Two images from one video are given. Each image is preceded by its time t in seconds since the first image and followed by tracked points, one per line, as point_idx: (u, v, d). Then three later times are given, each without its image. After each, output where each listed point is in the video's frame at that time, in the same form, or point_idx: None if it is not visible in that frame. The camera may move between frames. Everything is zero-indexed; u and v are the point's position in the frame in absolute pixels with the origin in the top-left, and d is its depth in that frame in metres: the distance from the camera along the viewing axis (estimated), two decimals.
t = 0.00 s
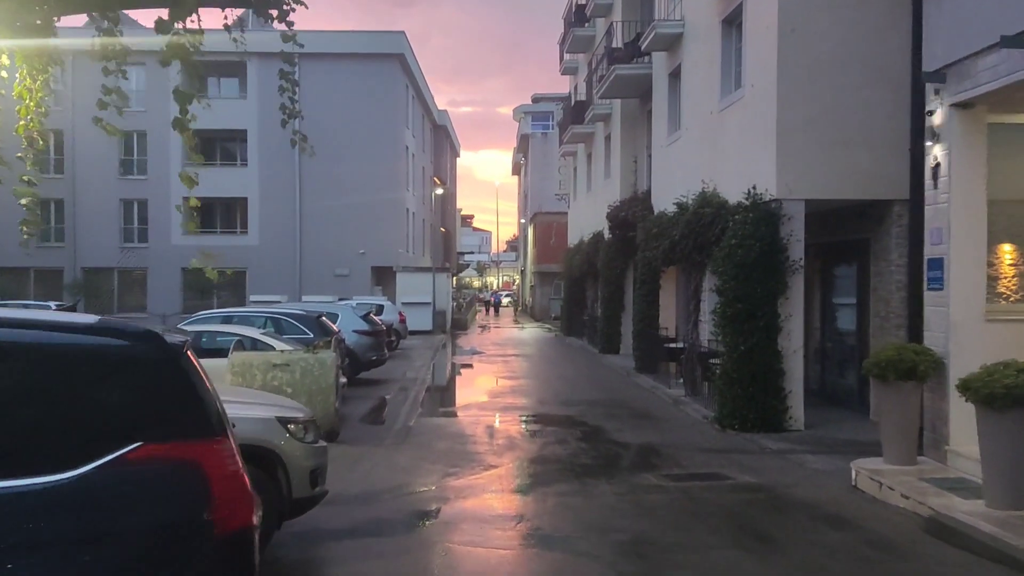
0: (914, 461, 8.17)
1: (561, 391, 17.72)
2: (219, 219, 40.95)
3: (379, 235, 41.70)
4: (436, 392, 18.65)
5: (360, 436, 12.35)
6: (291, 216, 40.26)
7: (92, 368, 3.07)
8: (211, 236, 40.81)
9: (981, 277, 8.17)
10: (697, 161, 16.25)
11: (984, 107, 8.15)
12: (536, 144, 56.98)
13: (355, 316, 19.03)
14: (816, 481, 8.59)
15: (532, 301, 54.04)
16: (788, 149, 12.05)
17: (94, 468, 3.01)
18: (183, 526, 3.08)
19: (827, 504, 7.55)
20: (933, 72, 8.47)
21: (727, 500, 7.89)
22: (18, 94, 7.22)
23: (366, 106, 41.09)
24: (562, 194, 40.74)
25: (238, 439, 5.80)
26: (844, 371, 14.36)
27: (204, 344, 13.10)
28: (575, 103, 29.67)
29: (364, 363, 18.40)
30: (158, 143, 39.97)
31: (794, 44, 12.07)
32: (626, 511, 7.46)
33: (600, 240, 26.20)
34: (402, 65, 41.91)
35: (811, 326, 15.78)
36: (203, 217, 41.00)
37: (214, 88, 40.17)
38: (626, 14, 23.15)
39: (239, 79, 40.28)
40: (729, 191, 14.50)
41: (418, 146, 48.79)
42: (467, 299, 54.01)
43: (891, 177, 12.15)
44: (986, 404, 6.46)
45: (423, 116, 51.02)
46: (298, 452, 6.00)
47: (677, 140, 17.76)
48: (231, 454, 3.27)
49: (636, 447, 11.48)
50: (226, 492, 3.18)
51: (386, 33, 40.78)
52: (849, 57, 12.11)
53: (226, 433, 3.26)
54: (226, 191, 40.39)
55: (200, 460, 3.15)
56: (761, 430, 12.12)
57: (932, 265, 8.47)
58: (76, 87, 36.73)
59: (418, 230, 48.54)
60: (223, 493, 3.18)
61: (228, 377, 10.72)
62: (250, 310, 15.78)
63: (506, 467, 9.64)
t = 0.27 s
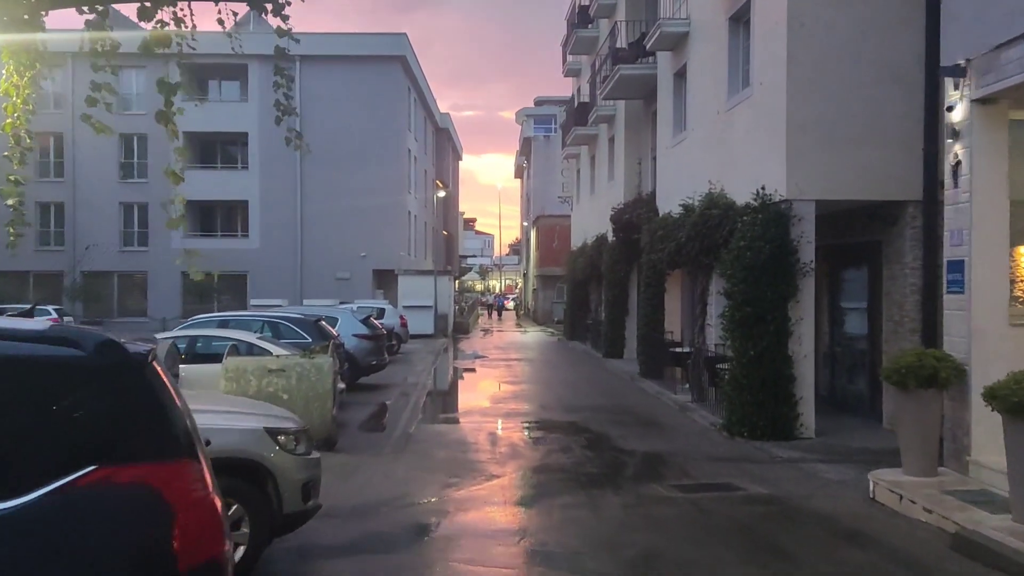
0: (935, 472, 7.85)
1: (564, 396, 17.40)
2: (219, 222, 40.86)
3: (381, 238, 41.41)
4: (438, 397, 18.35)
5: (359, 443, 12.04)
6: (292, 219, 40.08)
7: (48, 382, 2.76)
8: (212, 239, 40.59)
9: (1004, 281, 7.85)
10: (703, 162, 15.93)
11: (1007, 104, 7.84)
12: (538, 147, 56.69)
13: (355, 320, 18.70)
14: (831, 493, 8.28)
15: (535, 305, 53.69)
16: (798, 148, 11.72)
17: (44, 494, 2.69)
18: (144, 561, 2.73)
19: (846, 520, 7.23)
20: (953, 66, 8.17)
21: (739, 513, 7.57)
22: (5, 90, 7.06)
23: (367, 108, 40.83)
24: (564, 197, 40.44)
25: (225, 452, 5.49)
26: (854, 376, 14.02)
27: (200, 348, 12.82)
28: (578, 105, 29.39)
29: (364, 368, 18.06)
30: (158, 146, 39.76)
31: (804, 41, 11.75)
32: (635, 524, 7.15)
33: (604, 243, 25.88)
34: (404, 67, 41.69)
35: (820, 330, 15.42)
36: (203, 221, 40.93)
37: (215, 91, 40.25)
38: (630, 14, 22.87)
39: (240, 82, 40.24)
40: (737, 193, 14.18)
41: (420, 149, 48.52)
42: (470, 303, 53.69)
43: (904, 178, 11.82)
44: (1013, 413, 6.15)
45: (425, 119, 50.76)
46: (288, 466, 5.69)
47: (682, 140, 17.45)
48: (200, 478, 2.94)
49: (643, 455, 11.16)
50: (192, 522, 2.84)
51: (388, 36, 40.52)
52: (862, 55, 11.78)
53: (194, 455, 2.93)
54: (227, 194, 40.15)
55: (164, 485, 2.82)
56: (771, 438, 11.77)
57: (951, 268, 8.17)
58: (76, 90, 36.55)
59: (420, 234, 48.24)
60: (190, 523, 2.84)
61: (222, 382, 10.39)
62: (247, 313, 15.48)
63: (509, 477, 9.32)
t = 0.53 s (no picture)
0: (954, 481, 7.53)
1: (566, 401, 17.08)
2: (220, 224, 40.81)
3: (382, 242, 41.12)
4: (438, 402, 18.04)
5: (356, 450, 11.73)
6: (292, 222, 39.86)
7: None
8: (212, 243, 40.37)
9: None
10: (708, 162, 15.61)
11: None
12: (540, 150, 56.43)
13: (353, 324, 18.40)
14: (844, 502, 7.97)
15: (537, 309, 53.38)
16: (806, 147, 11.40)
17: None
18: None
19: (862, 532, 6.92)
20: (970, 58, 7.89)
21: (750, 524, 7.26)
22: None
23: (368, 111, 40.57)
24: (566, 200, 40.14)
25: (205, 464, 5.19)
26: (864, 381, 13.68)
27: (193, 353, 12.55)
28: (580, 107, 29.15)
29: (362, 372, 17.76)
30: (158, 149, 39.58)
31: (813, 37, 11.44)
32: (640, 536, 6.85)
33: (607, 247, 25.59)
34: (405, 70, 41.45)
35: (829, 334, 15.08)
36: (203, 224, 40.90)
37: (215, 94, 40.42)
38: (633, 14, 22.62)
39: (240, 84, 40.32)
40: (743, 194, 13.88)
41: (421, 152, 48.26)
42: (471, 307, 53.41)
43: (917, 177, 11.48)
44: None
45: (426, 122, 50.52)
46: (272, 478, 5.40)
47: (686, 141, 17.16)
48: (154, 501, 2.64)
49: (648, 462, 10.85)
50: (143, 549, 2.54)
51: (388, 38, 40.28)
52: (872, 51, 11.46)
53: (145, 475, 2.63)
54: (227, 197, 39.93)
55: (112, 509, 2.53)
56: (779, 444, 11.44)
57: (970, 268, 7.86)
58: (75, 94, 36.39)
59: (421, 238, 47.96)
60: (139, 553, 2.54)
61: (214, 389, 10.07)
62: (243, 317, 15.19)
63: (510, 486, 9.01)
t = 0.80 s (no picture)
0: (977, 493, 7.18)
1: (570, 405, 16.71)
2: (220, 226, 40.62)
3: (384, 244, 40.74)
4: (438, 407, 17.69)
5: (353, 456, 11.40)
6: (293, 224, 39.56)
7: None
8: (212, 245, 40.07)
9: None
10: (714, 161, 15.26)
11: None
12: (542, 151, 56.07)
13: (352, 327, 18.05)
14: (862, 515, 7.62)
15: (539, 311, 52.97)
16: (817, 144, 11.05)
17: None
18: None
19: (884, 547, 6.57)
20: (992, 49, 7.57)
21: (764, 538, 6.91)
22: None
23: (369, 112, 40.23)
24: (569, 201, 39.78)
25: (182, 478, 4.86)
26: (875, 385, 13.31)
27: (184, 356, 12.19)
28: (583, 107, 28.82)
29: (361, 376, 17.41)
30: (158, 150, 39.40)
31: (824, 31, 11.08)
32: (649, 551, 6.51)
33: (610, 248, 25.21)
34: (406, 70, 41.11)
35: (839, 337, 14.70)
36: (203, 226, 40.78)
37: (215, 94, 40.20)
38: (636, 12, 22.29)
39: (240, 85, 40.14)
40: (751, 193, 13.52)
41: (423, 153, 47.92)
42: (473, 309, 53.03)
43: (932, 175, 11.14)
44: None
45: (427, 123, 50.18)
46: (254, 493, 5.08)
47: (691, 140, 16.81)
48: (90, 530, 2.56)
49: (654, 470, 10.51)
50: None
51: (389, 38, 39.94)
52: (885, 46, 11.11)
53: (83, 504, 2.56)
54: (227, 199, 39.63)
55: (44, 541, 2.45)
56: (790, 452, 11.06)
57: (995, 269, 7.52)
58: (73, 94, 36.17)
59: (422, 240, 47.61)
60: None
61: (205, 394, 9.71)
62: (238, 320, 14.85)
63: (510, 497, 8.67)
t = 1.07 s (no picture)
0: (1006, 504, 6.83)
1: (574, 410, 16.35)
2: (219, 227, 40.34)
3: (384, 246, 40.37)
4: (439, 410, 17.33)
5: (352, 463, 11.05)
6: (293, 225, 39.24)
7: None
8: (211, 247, 39.78)
9: None
10: (722, 160, 14.92)
11: None
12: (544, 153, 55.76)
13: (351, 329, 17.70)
14: (883, 528, 7.28)
15: (541, 314, 52.59)
16: (831, 140, 10.72)
17: None
18: None
19: (909, 563, 6.23)
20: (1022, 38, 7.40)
21: (782, 552, 6.57)
22: None
23: (370, 113, 39.91)
24: (571, 203, 39.42)
25: (167, 490, 4.52)
26: (888, 390, 12.95)
27: (178, 359, 11.80)
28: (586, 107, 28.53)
29: (360, 380, 17.03)
30: (157, 151, 39.15)
31: (838, 24, 10.74)
32: (663, 566, 6.16)
33: (613, 250, 24.88)
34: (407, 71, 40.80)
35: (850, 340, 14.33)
36: (203, 228, 40.50)
37: (215, 95, 39.95)
38: (641, 10, 21.98)
39: (240, 86, 39.89)
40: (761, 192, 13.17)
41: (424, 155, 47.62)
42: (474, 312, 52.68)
43: (950, 173, 10.79)
44: None
45: (429, 124, 49.87)
46: (239, 511, 4.79)
47: (698, 139, 16.47)
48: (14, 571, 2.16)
49: (662, 478, 10.16)
50: None
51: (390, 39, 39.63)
52: (901, 38, 10.77)
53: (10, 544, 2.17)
54: (226, 200, 39.34)
55: None
56: (803, 458, 10.69)
57: None
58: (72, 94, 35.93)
59: (423, 242, 47.28)
60: None
61: (197, 399, 9.37)
62: (234, 322, 14.48)
63: (513, 506, 8.31)
